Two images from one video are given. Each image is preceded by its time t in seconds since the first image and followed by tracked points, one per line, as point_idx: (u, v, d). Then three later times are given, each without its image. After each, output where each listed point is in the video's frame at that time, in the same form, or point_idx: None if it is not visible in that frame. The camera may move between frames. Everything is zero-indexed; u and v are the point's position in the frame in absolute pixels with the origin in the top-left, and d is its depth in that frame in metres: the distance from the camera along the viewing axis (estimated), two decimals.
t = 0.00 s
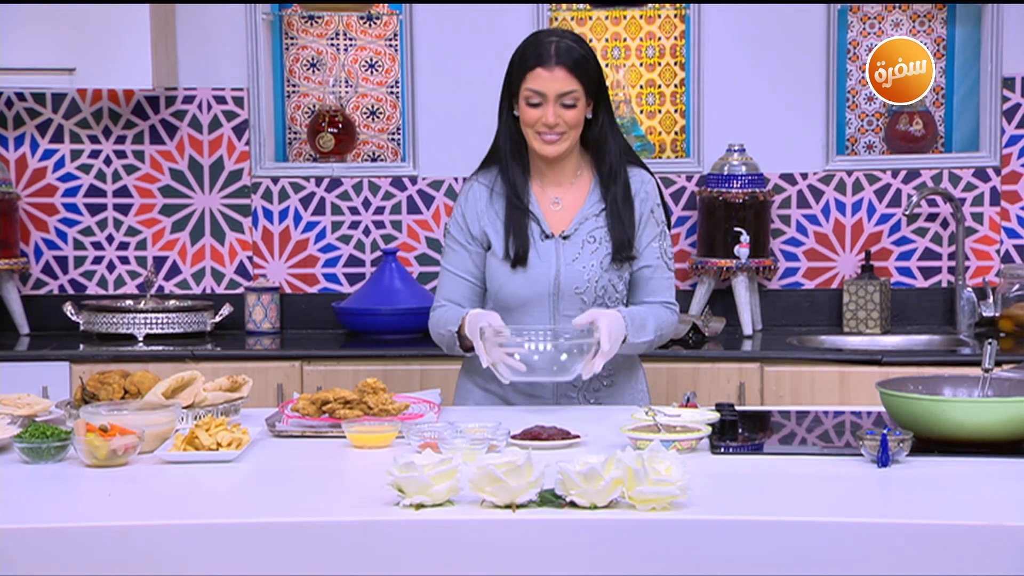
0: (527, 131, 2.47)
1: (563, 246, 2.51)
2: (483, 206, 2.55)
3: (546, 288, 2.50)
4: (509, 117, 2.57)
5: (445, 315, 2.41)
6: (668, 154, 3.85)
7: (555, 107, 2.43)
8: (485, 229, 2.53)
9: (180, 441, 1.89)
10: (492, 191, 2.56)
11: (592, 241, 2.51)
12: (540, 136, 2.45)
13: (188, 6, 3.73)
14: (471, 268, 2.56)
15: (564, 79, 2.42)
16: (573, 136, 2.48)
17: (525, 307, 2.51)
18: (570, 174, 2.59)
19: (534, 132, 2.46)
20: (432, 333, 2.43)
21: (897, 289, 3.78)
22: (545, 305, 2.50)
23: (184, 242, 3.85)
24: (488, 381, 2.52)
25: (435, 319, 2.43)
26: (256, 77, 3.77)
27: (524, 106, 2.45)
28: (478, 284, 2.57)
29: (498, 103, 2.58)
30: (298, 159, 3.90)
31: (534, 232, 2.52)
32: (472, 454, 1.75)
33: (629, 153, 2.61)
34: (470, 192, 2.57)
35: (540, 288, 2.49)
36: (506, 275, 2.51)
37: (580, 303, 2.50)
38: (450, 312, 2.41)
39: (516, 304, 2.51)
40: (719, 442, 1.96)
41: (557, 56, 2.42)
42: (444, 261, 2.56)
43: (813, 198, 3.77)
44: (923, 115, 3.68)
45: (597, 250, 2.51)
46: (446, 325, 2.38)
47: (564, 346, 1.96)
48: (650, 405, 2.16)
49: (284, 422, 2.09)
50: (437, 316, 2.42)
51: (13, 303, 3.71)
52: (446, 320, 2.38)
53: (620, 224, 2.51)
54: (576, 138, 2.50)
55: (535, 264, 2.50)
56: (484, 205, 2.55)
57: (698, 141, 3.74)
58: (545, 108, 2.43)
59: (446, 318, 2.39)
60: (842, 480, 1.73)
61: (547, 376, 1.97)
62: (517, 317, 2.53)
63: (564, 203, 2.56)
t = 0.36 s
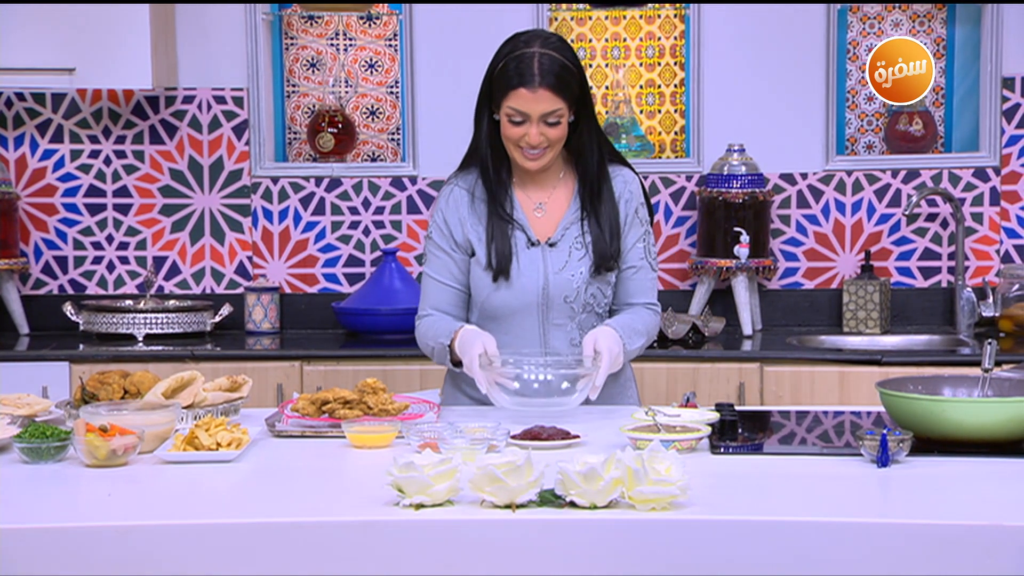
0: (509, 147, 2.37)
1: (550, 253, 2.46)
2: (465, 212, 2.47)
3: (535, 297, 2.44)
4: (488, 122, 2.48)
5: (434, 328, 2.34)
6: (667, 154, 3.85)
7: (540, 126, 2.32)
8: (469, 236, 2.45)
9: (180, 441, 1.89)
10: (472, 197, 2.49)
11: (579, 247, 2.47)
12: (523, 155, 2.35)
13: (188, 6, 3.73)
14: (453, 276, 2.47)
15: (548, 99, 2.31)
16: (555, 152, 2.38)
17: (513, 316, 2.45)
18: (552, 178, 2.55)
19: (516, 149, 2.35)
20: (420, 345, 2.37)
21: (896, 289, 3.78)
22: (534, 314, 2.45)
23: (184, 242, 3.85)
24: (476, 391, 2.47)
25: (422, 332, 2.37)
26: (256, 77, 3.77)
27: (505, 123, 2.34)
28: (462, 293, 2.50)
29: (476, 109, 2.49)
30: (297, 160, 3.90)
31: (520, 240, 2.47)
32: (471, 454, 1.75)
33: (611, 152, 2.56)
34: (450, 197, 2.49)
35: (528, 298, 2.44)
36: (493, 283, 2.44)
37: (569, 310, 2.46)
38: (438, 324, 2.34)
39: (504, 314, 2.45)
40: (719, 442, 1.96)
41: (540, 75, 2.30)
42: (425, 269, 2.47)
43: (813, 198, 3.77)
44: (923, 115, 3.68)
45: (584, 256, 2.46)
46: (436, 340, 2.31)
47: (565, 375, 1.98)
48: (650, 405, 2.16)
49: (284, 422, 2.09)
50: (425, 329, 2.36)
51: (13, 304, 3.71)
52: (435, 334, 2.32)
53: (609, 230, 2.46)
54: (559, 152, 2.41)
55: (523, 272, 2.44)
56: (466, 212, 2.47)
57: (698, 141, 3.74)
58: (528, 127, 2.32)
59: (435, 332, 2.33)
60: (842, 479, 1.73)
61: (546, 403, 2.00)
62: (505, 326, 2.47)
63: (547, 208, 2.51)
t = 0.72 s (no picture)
0: (501, 148, 2.35)
1: (547, 259, 2.46)
2: (457, 216, 2.46)
3: (532, 303, 2.44)
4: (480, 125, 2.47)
5: (427, 333, 2.33)
6: (667, 154, 3.85)
7: (532, 125, 2.30)
8: (462, 242, 2.44)
9: (180, 441, 1.89)
10: (465, 201, 2.48)
11: (575, 252, 2.47)
12: (515, 153, 2.33)
13: (188, 6, 3.73)
14: (446, 281, 2.47)
15: (540, 97, 2.30)
16: (548, 152, 2.36)
17: (509, 321, 2.47)
18: (545, 182, 2.54)
19: (509, 149, 2.33)
20: (411, 347, 2.37)
21: (896, 289, 3.78)
22: (530, 319, 2.46)
23: (184, 242, 3.85)
24: (468, 393, 2.46)
25: (414, 335, 2.37)
26: (256, 77, 3.77)
27: (497, 123, 2.33)
28: (454, 296, 2.50)
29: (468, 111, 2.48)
30: (297, 159, 3.90)
31: (515, 245, 2.46)
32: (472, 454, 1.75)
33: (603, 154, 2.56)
34: (442, 202, 2.47)
35: (525, 304, 2.44)
36: (489, 289, 2.44)
37: (568, 315, 2.47)
38: (432, 330, 2.33)
39: (500, 319, 2.46)
40: (719, 442, 1.96)
41: (532, 74, 2.29)
42: (417, 274, 2.46)
43: (812, 198, 3.78)
44: (923, 115, 3.68)
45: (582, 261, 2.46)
46: (428, 345, 2.31)
47: (564, 386, 2.00)
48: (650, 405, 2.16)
49: (284, 422, 2.09)
50: (416, 331, 2.36)
51: (12, 303, 3.71)
52: (428, 339, 2.32)
53: (605, 235, 2.46)
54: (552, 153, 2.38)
55: (519, 278, 2.44)
56: (459, 217, 2.46)
57: (697, 141, 3.74)
58: (521, 127, 2.30)
59: (427, 335, 2.33)
60: (841, 480, 1.73)
61: (546, 411, 2.03)
62: (500, 331, 2.48)
63: (542, 211, 2.51)
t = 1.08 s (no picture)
0: (497, 149, 2.35)
1: (544, 259, 2.46)
2: (454, 218, 2.45)
3: (531, 304, 2.44)
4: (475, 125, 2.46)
5: (425, 336, 2.33)
6: (666, 154, 3.86)
7: (528, 126, 2.30)
8: (459, 243, 2.44)
9: (178, 441, 1.89)
10: (461, 202, 2.47)
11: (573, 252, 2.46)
12: (512, 156, 2.33)
13: (185, 5, 3.73)
14: (443, 282, 2.47)
15: (535, 99, 2.30)
16: (545, 153, 2.36)
17: (507, 322, 2.46)
18: (541, 182, 2.54)
19: (505, 150, 2.34)
20: (409, 349, 2.37)
21: (894, 289, 3.79)
22: (528, 320, 2.45)
23: (182, 242, 3.85)
24: (466, 395, 2.46)
25: (412, 337, 2.37)
26: (254, 77, 3.77)
27: (493, 124, 2.33)
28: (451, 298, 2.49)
29: (463, 112, 2.48)
30: (295, 160, 3.90)
31: (512, 245, 2.46)
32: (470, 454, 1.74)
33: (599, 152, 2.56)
34: (438, 203, 2.47)
35: (523, 304, 2.44)
36: (486, 291, 2.44)
37: (566, 315, 2.47)
38: (431, 333, 2.33)
39: (499, 321, 2.46)
40: (717, 442, 1.96)
41: (527, 75, 2.29)
42: (414, 276, 2.46)
43: (810, 198, 3.78)
44: (921, 115, 3.68)
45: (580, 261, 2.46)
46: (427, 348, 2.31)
47: (564, 393, 2.00)
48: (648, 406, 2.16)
49: (283, 422, 2.09)
50: (414, 333, 2.35)
51: (11, 304, 3.71)
52: (426, 341, 2.31)
53: (602, 235, 2.46)
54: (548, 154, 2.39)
55: (517, 279, 2.44)
56: (456, 218, 2.46)
57: (696, 141, 3.74)
58: (517, 128, 2.31)
59: (426, 338, 2.32)
60: (839, 479, 1.74)
61: (545, 413, 2.02)
62: (499, 332, 2.47)
63: (538, 211, 2.51)
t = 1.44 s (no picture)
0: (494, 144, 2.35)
1: (544, 252, 2.46)
2: (453, 215, 2.46)
3: (530, 297, 2.44)
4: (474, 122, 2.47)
5: (427, 337, 2.33)
6: (665, 154, 3.86)
7: (523, 120, 2.30)
8: (459, 238, 2.44)
9: (176, 441, 1.89)
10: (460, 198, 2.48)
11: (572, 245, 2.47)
12: (509, 150, 2.33)
13: (184, 5, 3.73)
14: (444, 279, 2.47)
15: (529, 91, 2.30)
16: (542, 147, 2.35)
17: (507, 317, 2.46)
18: (540, 178, 2.54)
19: (502, 145, 2.33)
20: (410, 348, 2.37)
21: (893, 289, 3.79)
22: (528, 313, 2.45)
23: (181, 242, 3.85)
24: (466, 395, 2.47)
25: (414, 339, 2.36)
26: (253, 77, 3.77)
27: (489, 119, 2.33)
28: (452, 295, 2.49)
29: (460, 110, 2.48)
30: (294, 160, 3.90)
31: (511, 239, 2.46)
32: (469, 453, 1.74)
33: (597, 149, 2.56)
34: (437, 200, 2.47)
35: (523, 297, 2.44)
36: (486, 286, 2.44)
37: (566, 308, 2.47)
38: (433, 335, 2.32)
39: (499, 315, 2.45)
40: (716, 442, 1.96)
41: (521, 68, 2.29)
42: (415, 273, 2.46)
43: (809, 198, 3.78)
44: (919, 115, 3.68)
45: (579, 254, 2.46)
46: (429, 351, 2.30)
47: (563, 393, 2.00)
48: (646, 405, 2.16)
49: (281, 422, 2.08)
50: (416, 334, 2.35)
51: (9, 304, 3.70)
52: (429, 344, 2.31)
53: (601, 226, 2.46)
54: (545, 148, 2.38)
55: (517, 272, 2.44)
56: (455, 214, 2.46)
57: (695, 141, 3.74)
58: (512, 121, 2.30)
59: (428, 340, 2.32)
60: (838, 479, 1.74)
61: (543, 414, 2.02)
62: (499, 326, 2.47)
63: (536, 207, 2.51)
